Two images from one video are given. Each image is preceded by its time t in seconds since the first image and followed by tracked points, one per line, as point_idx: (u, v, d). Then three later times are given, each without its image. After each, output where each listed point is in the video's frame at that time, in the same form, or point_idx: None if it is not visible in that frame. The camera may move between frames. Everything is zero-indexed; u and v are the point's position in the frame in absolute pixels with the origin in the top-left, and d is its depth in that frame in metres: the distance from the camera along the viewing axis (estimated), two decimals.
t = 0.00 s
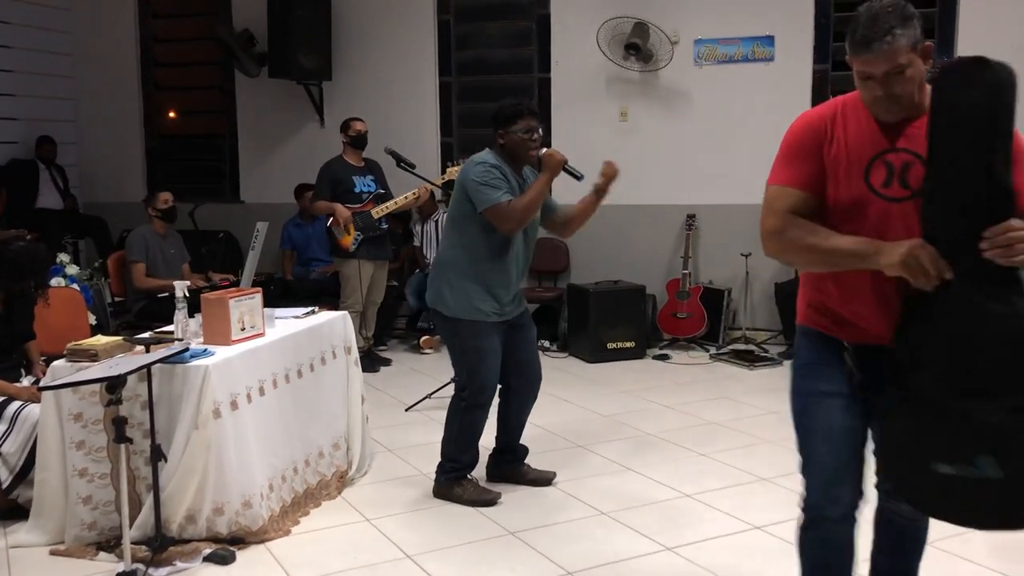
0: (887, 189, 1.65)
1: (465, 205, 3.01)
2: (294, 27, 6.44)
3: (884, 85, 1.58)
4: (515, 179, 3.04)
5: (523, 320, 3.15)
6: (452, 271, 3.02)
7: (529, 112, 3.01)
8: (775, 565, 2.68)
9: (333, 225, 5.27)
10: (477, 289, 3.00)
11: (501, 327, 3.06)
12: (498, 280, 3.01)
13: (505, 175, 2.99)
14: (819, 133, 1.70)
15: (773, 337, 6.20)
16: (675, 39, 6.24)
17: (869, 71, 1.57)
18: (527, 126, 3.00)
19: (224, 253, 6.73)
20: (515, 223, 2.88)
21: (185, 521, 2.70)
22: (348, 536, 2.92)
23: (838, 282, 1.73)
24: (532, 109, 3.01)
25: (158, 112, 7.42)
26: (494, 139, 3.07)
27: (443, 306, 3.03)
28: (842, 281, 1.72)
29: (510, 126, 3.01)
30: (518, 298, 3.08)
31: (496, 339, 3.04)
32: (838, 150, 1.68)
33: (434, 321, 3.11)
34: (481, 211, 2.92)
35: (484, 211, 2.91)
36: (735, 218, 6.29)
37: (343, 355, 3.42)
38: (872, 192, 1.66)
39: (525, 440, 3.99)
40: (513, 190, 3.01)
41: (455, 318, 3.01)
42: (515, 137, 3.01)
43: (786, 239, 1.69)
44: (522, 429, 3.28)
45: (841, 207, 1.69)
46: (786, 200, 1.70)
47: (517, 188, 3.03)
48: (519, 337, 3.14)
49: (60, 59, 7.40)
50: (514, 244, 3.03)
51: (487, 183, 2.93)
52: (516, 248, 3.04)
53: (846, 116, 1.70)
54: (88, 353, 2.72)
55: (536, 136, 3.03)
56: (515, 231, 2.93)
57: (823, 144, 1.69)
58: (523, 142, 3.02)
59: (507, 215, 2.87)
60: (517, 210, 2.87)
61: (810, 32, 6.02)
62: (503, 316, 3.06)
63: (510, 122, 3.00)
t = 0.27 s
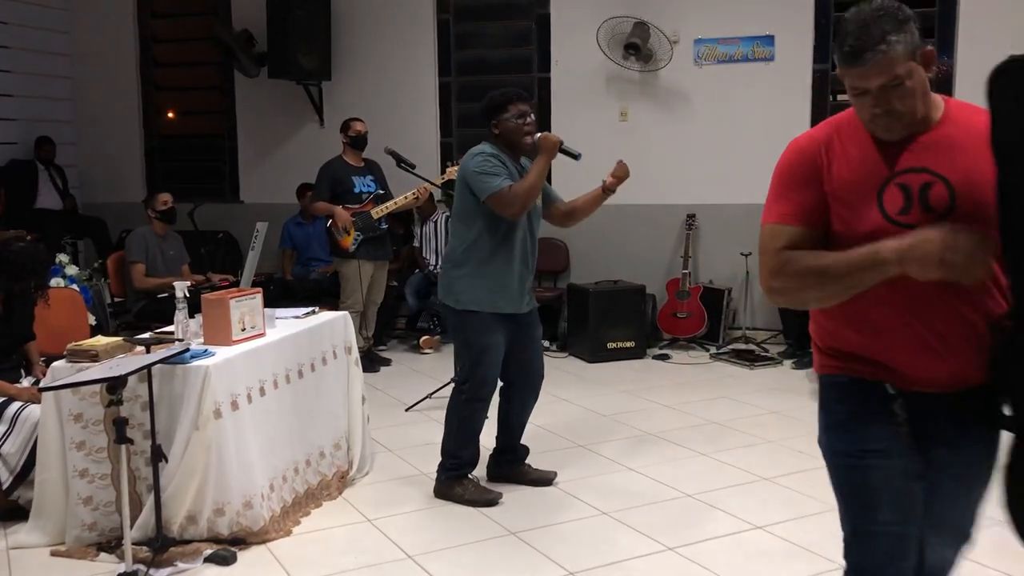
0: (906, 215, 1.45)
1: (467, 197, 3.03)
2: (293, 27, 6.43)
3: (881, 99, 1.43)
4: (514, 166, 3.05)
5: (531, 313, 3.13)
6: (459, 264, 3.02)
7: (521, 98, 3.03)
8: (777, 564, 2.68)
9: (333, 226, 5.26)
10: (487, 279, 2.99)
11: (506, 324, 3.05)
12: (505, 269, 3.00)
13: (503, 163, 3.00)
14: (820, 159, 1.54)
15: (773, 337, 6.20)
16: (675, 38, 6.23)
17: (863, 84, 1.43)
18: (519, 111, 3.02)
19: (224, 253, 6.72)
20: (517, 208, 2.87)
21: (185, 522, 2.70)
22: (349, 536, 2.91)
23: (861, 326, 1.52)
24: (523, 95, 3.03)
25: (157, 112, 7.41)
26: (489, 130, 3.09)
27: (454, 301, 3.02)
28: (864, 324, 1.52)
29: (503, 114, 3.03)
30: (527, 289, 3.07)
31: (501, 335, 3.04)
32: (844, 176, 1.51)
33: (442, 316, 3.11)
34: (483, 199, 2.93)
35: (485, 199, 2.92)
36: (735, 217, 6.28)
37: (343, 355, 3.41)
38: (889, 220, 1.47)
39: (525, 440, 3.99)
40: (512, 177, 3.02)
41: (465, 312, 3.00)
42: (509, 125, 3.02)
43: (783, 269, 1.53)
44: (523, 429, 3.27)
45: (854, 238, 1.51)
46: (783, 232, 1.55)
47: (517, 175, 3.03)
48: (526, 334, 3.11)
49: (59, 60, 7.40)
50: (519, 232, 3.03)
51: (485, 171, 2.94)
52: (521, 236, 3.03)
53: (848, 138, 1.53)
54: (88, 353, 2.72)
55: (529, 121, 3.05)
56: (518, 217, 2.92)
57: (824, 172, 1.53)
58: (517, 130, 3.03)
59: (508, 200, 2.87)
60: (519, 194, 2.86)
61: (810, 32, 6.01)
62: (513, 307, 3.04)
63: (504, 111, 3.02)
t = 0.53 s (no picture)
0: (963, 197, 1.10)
1: (472, 196, 3.03)
2: (296, 30, 6.44)
3: (913, 54, 1.06)
4: (513, 163, 3.05)
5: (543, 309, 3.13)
6: (470, 264, 3.02)
7: (515, 94, 3.04)
8: (783, 567, 2.69)
9: (336, 228, 5.27)
10: (498, 277, 2.98)
11: (521, 323, 3.04)
12: (514, 265, 2.99)
13: (503, 159, 3.01)
14: (854, 118, 1.15)
15: (777, 339, 6.20)
16: (679, 41, 6.23)
17: (891, 36, 1.05)
18: (514, 107, 3.03)
19: (227, 255, 6.73)
20: (522, 202, 2.86)
21: (190, 524, 2.70)
22: (353, 538, 2.91)
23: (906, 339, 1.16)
24: (517, 91, 3.04)
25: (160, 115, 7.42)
26: (486, 129, 3.10)
27: (467, 301, 3.02)
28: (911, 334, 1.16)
29: (498, 111, 3.04)
30: (538, 283, 3.06)
31: (519, 333, 3.03)
32: (881, 142, 1.13)
33: (456, 318, 3.10)
34: (485, 196, 2.93)
35: (490, 197, 2.91)
36: (738, 220, 6.28)
37: (347, 357, 3.42)
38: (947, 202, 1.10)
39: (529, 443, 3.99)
40: (513, 172, 3.02)
41: (478, 311, 2.99)
42: (505, 122, 3.03)
43: (826, 249, 1.11)
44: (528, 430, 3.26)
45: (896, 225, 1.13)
46: (816, 203, 1.14)
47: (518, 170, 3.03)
48: (537, 333, 3.12)
49: (63, 62, 7.42)
50: (526, 227, 3.03)
51: (487, 168, 2.95)
52: (528, 232, 3.04)
53: (872, 97, 1.16)
54: (93, 356, 2.72)
55: (524, 116, 3.06)
56: (522, 211, 2.91)
57: (864, 135, 1.14)
58: (513, 125, 3.04)
59: (513, 195, 2.86)
60: (521, 188, 2.85)
61: (813, 34, 6.00)
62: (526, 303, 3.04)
63: (498, 108, 3.03)
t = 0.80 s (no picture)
0: None
1: (470, 199, 3.03)
2: (300, 33, 6.45)
3: None
4: (511, 163, 3.04)
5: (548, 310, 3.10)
6: (469, 267, 3.02)
7: (511, 94, 3.03)
8: (788, 569, 2.69)
9: (341, 229, 5.28)
10: (496, 280, 2.97)
11: (521, 328, 3.03)
12: (512, 265, 2.98)
13: (499, 160, 3.00)
14: (930, 140, 0.98)
15: (781, 341, 6.20)
16: (682, 43, 6.23)
17: (1006, 48, 0.89)
18: (510, 108, 3.02)
19: (231, 257, 6.74)
20: (516, 202, 2.84)
21: (194, 525, 2.71)
22: (357, 540, 2.91)
23: (958, 401, 1.01)
24: (513, 91, 3.03)
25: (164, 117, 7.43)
26: (485, 130, 3.10)
27: (466, 305, 3.02)
28: (966, 396, 1.01)
29: (494, 112, 3.03)
30: (540, 284, 3.04)
31: (516, 339, 3.02)
32: (962, 171, 0.97)
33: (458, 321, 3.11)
34: (480, 197, 2.92)
35: (485, 198, 2.91)
36: (742, 222, 6.27)
37: (351, 359, 3.42)
38: None
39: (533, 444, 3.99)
40: (510, 172, 3.00)
41: (478, 314, 3.00)
42: (501, 122, 3.03)
43: (878, 294, 0.94)
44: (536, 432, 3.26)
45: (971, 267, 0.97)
46: (870, 238, 0.97)
47: (516, 169, 3.01)
48: (541, 338, 3.11)
49: (67, 64, 7.43)
50: (525, 228, 3.00)
51: (481, 170, 2.94)
52: (528, 233, 3.01)
53: (958, 116, 1.00)
54: (98, 357, 2.72)
55: (521, 116, 3.05)
56: (518, 210, 2.90)
57: (940, 161, 0.98)
58: (510, 125, 3.03)
59: (506, 196, 2.85)
60: (514, 188, 2.84)
61: (817, 36, 6.00)
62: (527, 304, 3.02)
63: (494, 108, 3.02)
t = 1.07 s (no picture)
0: None
1: (464, 201, 3.03)
2: (304, 33, 6.45)
3: None
4: (504, 164, 3.02)
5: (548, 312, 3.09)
6: (465, 270, 3.03)
7: (504, 94, 3.03)
8: (793, 570, 2.69)
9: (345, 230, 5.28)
10: (491, 282, 2.97)
11: (519, 331, 3.03)
12: (506, 268, 2.97)
13: (490, 161, 2.99)
14: None
15: (785, 342, 6.18)
16: (686, 43, 6.23)
17: None
18: (502, 108, 3.02)
19: (235, 257, 6.74)
20: (505, 203, 2.82)
21: (197, 526, 2.70)
22: (360, 541, 2.91)
23: None
24: (506, 91, 3.03)
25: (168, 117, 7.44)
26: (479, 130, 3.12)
27: (463, 308, 3.03)
28: None
29: (487, 112, 3.04)
30: (536, 286, 3.02)
31: (513, 343, 3.01)
32: None
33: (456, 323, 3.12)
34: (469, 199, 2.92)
35: (474, 199, 2.90)
36: (746, 222, 6.26)
37: (354, 360, 3.42)
38: None
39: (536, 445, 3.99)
40: (502, 172, 2.99)
41: (474, 317, 3.01)
42: (493, 122, 3.04)
43: (989, 260, 0.94)
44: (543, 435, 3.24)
45: None
46: (985, 199, 0.97)
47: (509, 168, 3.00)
48: (541, 340, 3.10)
49: (71, 65, 7.44)
50: (520, 229, 2.97)
51: (471, 171, 2.94)
52: (523, 234, 2.98)
53: None
54: (101, 357, 2.72)
55: (514, 116, 3.04)
56: (508, 210, 2.88)
57: None
58: (502, 125, 3.04)
59: (495, 197, 2.84)
60: (501, 187, 2.82)
61: (822, 36, 5.99)
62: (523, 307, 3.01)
63: (487, 108, 3.03)
